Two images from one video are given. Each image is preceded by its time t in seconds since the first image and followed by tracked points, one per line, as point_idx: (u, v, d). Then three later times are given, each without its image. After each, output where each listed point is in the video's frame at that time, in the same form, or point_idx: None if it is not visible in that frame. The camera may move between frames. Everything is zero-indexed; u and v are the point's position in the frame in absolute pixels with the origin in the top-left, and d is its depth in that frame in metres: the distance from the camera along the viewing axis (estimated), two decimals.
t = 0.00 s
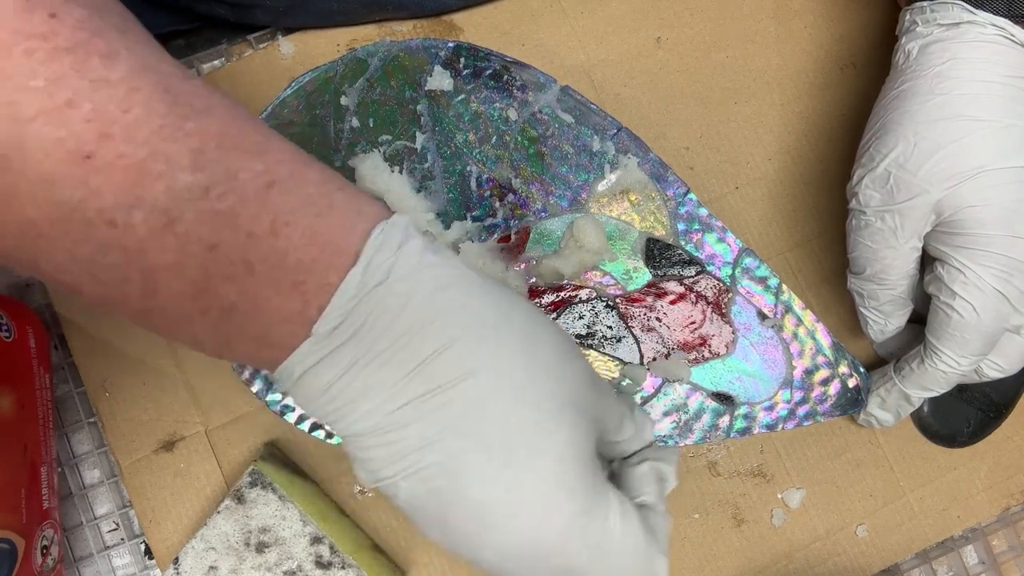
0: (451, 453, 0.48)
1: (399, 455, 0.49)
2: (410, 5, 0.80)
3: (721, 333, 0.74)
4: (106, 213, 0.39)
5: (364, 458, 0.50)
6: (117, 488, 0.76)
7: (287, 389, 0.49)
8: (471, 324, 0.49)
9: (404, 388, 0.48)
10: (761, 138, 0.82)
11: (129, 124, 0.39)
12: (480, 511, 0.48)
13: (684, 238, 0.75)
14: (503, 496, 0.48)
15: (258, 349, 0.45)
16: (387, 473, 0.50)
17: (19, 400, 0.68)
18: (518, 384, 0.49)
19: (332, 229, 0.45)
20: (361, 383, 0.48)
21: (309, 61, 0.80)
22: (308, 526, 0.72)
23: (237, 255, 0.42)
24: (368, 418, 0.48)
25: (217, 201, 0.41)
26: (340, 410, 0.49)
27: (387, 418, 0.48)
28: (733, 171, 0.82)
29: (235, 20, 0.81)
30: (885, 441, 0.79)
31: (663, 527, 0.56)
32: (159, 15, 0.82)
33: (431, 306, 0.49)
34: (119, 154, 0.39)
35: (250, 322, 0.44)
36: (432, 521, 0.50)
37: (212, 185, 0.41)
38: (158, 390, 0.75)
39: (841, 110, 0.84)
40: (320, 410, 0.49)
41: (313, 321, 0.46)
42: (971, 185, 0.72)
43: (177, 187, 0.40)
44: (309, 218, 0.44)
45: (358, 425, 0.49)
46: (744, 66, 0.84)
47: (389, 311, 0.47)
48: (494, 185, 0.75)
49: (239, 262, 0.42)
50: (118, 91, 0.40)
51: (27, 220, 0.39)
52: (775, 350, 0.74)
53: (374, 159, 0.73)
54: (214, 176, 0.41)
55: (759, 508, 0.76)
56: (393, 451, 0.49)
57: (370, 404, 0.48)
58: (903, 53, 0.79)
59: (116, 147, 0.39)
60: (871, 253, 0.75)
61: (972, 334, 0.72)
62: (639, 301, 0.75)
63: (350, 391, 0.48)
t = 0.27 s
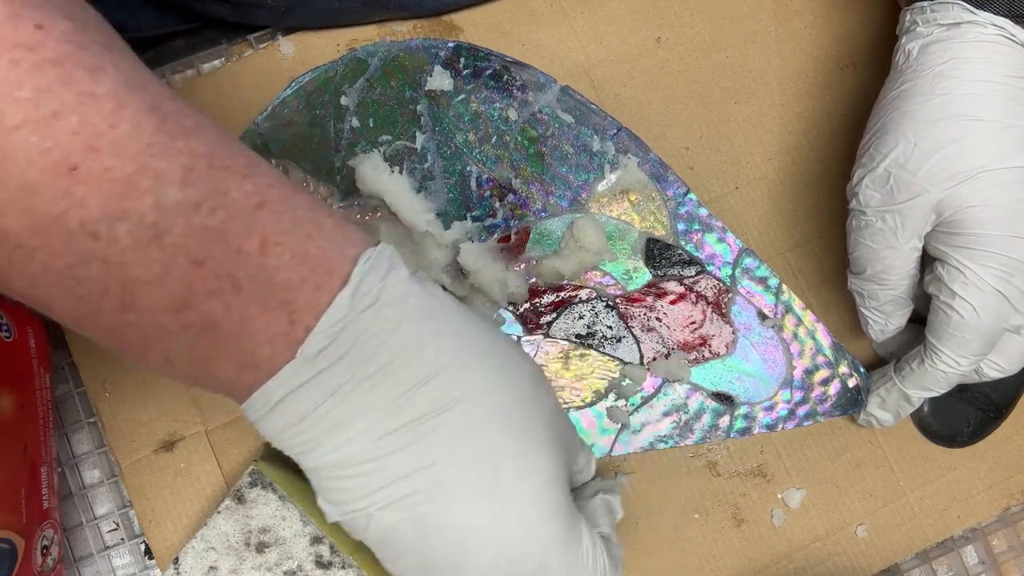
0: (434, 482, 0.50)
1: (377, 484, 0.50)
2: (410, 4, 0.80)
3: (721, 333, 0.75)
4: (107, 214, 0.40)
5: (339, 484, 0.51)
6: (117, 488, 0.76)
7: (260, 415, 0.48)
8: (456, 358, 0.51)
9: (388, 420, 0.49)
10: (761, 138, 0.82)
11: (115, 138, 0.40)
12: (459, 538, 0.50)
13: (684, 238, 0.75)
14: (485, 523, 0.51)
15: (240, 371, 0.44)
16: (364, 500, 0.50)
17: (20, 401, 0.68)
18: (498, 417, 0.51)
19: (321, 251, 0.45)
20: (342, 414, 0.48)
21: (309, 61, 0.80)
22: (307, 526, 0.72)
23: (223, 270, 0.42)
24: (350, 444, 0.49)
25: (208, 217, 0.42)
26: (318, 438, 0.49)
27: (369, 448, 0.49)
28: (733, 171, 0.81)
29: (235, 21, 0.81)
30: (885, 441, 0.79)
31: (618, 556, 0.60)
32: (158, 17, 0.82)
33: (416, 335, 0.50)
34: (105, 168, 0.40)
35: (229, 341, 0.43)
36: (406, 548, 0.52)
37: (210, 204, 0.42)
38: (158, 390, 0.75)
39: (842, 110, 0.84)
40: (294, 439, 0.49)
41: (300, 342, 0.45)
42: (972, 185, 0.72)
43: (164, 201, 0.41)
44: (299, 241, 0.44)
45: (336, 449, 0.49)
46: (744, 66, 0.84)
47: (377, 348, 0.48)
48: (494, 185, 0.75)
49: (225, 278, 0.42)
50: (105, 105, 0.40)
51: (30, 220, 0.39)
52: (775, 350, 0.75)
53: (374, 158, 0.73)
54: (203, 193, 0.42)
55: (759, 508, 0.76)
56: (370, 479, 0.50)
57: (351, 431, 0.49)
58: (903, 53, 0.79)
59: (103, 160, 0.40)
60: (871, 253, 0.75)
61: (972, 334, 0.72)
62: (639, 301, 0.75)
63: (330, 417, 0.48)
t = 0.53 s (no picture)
0: (479, 411, 0.48)
1: (424, 423, 0.48)
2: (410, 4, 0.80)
3: (721, 333, 0.74)
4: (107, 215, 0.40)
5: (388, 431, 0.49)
6: (117, 488, 0.76)
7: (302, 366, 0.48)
8: (490, 290, 0.50)
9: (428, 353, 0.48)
10: (761, 138, 0.82)
11: (157, 110, 0.40)
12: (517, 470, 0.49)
13: (684, 238, 0.75)
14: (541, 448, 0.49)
15: (286, 319, 0.45)
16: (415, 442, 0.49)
17: (19, 401, 0.68)
18: (536, 343, 0.50)
19: (356, 200, 0.46)
20: (385, 351, 0.48)
21: (309, 61, 0.80)
22: (307, 526, 0.72)
23: (267, 225, 0.43)
24: (396, 383, 0.48)
25: (248, 175, 0.42)
26: (359, 382, 0.48)
27: (413, 386, 0.48)
28: (733, 171, 0.81)
29: (235, 20, 0.81)
30: (885, 441, 0.79)
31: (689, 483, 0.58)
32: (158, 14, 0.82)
33: (451, 267, 0.49)
34: (149, 136, 0.40)
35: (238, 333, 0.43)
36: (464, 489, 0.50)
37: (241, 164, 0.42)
38: (158, 390, 0.75)
39: (842, 110, 0.84)
40: (342, 384, 0.48)
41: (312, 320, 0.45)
42: (973, 185, 0.72)
43: (207, 162, 0.41)
44: (336, 192, 0.45)
45: (385, 392, 0.48)
46: (744, 66, 0.84)
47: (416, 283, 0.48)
48: (494, 185, 0.75)
49: (271, 231, 0.43)
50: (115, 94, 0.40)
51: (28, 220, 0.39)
52: (775, 350, 0.75)
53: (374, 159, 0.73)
54: (243, 153, 0.42)
55: (759, 508, 0.76)
56: (418, 419, 0.48)
57: (396, 369, 0.48)
58: (904, 53, 0.79)
59: (147, 129, 0.40)
60: (873, 253, 0.75)
61: (973, 334, 0.72)
62: (639, 301, 0.75)
63: (374, 356, 0.48)
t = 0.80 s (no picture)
0: (444, 428, 0.48)
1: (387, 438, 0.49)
2: (410, 4, 0.80)
3: (721, 333, 0.74)
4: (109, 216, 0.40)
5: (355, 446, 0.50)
6: (117, 488, 0.76)
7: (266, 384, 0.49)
8: (445, 302, 0.49)
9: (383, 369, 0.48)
10: (761, 138, 0.82)
11: (95, 119, 0.40)
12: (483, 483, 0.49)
13: (684, 238, 0.75)
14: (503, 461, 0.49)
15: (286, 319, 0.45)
16: (378, 454, 0.49)
17: (19, 401, 0.68)
18: (501, 361, 0.50)
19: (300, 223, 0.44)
20: (341, 367, 0.48)
21: (309, 61, 0.80)
22: (307, 526, 0.72)
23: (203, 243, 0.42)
24: (360, 398, 0.48)
25: (181, 196, 0.41)
26: (323, 394, 0.49)
27: (376, 401, 0.48)
28: (733, 171, 0.82)
29: (235, 21, 0.81)
30: (885, 441, 0.79)
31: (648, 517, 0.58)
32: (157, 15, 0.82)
33: (421, 288, 0.49)
34: (85, 149, 0.40)
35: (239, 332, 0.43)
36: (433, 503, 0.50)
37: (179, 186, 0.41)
38: (158, 390, 0.75)
39: (842, 110, 0.84)
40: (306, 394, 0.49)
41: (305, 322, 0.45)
42: (973, 185, 0.72)
43: (134, 172, 0.41)
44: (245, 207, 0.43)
45: (348, 406, 0.49)
46: (744, 66, 0.84)
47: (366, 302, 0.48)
48: (494, 185, 0.75)
49: (205, 255, 0.42)
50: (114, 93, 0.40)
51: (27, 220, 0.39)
52: (775, 350, 0.74)
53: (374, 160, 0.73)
54: (178, 171, 0.41)
55: (759, 508, 0.76)
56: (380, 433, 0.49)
57: (361, 383, 0.48)
58: (904, 53, 0.79)
59: (82, 142, 0.40)
60: (873, 253, 0.75)
61: (973, 334, 0.72)
62: (639, 301, 0.75)
63: (338, 369, 0.48)
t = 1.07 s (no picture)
0: (442, 376, 0.47)
1: (383, 401, 0.46)
2: (409, 4, 0.80)
3: (721, 333, 0.74)
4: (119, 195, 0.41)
5: (342, 413, 0.47)
6: (117, 488, 0.76)
7: (256, 353, 0.47)
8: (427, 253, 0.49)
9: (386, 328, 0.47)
10: (761, 138, 0.82)
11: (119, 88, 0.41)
12: (481, 446, 0.47)
13: (684, 238, 0.75)
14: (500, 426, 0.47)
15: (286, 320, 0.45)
16: (376, 421, 0.47)
17: (19, 401, 0.68)
18: (492, 306, 0.49)
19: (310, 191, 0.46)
20: (337, 330, 0.46)
21: (309, 61, 0.80)
22: (307, 526, 0.72)
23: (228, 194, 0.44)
24: (355, 360, 0.47)
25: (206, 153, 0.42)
26: (315, 364, 0.47)
27: (372, 360, 0.46)
28: (733, 171, 0.81)
29: (234, 20, 0.81)
30: (885, 441, 0.79)
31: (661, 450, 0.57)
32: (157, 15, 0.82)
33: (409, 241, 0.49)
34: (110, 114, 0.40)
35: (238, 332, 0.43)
36: (434, 469, 0.47)
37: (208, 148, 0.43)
38: (158, 390, 0.75)
39: (842, 110, 0.84)
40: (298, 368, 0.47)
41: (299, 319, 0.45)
42: (973, 185, 0.72)
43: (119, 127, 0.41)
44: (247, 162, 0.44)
45: (342, 371, 0.47)
46: (744, 66, 0.84)
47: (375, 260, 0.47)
48: (494, 185, 0.75)
49: (232, 205, 0.43)
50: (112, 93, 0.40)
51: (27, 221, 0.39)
52: (775, 350, 0.74)
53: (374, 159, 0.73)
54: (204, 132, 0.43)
55: (759, 508, 0.76)
56: (376, 396, 0.46)
57: (356, 344, 0.47)
58: (904, 53, 0.79)
59: (108, 108, 0.40)
60: (873, 253, 0.75)
61: (973, 334, 0.72)
62: (639, 301, 0.75)
63: (329, 332, 0.46)
